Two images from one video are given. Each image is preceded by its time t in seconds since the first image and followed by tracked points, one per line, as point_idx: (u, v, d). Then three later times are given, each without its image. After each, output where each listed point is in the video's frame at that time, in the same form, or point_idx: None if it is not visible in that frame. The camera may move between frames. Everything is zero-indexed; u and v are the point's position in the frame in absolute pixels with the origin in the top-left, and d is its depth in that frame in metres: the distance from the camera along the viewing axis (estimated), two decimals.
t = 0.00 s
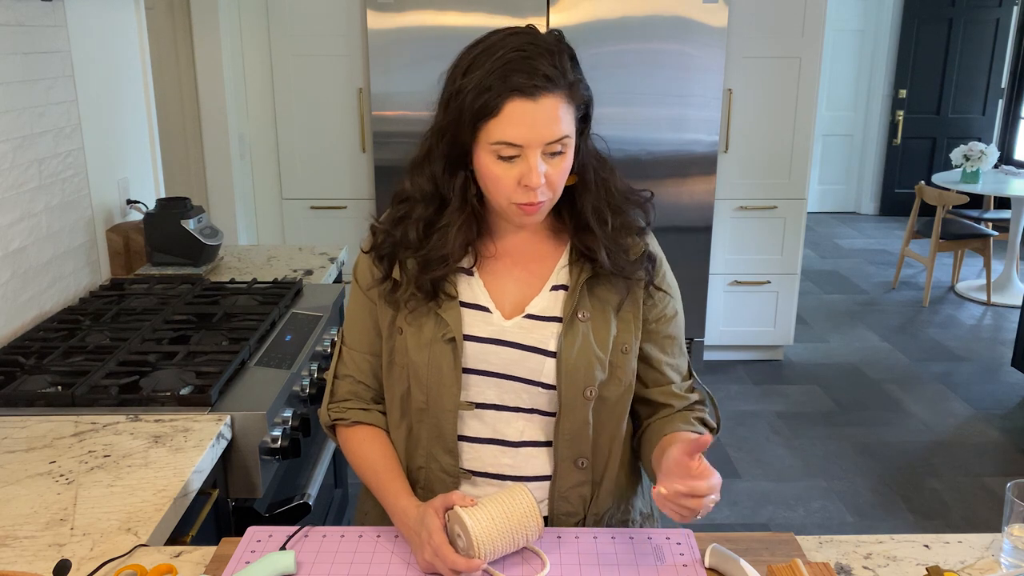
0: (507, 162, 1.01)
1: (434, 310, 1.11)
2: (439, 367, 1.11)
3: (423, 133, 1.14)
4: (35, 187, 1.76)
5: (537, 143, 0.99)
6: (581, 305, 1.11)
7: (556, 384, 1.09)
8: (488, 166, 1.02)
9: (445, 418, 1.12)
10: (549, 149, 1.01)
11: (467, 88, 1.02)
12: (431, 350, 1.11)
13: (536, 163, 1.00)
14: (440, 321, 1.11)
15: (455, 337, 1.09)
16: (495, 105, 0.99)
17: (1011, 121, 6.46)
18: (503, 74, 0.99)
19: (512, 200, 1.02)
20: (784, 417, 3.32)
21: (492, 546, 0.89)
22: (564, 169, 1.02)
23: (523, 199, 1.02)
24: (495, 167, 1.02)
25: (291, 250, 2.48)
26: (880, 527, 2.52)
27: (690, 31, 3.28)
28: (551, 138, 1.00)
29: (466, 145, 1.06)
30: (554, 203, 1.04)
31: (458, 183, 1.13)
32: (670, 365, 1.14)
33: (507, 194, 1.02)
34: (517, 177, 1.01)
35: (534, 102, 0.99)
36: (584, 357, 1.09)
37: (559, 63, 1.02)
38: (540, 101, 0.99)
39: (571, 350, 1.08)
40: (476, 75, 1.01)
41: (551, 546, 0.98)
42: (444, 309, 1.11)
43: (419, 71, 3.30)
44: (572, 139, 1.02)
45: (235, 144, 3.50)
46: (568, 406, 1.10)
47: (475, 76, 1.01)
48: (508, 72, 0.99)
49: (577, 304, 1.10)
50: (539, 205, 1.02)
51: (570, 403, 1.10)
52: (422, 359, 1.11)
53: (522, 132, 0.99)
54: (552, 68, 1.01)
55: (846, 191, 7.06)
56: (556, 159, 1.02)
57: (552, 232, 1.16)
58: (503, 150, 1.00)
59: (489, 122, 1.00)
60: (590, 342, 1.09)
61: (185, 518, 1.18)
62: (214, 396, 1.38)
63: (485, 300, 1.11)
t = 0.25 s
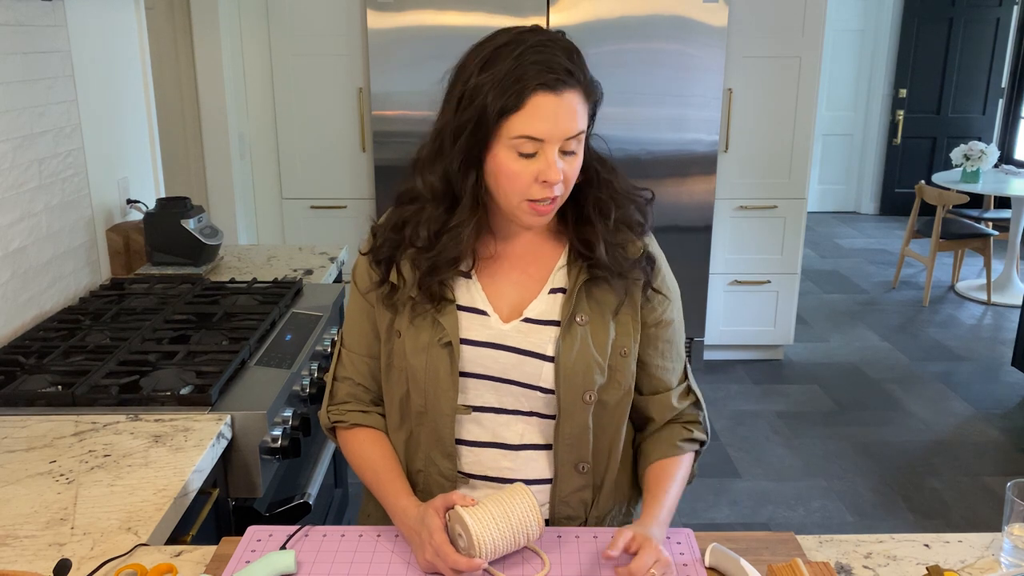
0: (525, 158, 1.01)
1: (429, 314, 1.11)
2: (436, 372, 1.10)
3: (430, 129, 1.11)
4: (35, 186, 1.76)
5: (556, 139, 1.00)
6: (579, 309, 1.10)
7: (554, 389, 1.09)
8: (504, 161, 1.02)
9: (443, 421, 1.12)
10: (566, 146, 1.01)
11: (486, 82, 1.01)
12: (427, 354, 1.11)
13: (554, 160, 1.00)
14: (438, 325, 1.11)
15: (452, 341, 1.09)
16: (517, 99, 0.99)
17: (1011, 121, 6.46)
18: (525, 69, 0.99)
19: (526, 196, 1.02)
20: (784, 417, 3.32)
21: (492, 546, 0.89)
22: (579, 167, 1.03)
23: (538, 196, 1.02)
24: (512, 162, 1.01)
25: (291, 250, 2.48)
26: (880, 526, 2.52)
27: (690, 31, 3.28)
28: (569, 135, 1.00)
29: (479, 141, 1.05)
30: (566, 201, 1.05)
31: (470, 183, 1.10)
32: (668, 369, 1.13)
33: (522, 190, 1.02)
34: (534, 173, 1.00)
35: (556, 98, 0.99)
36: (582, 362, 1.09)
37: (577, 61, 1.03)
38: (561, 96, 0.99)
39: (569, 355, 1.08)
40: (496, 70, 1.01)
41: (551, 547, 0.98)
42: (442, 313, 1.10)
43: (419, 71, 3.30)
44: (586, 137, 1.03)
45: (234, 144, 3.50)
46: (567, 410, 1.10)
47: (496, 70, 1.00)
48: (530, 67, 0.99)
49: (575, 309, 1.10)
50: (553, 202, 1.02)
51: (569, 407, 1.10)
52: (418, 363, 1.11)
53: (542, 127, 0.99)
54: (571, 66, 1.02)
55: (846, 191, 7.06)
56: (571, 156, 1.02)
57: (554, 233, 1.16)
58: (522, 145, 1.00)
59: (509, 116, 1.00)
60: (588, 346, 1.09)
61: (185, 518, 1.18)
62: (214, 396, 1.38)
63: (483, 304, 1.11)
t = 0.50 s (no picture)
0: (520, 152, 1.01)
1: (430, 316, 1.11)
2: (435, 374, 1.10)
3: (431, 122, 1.12)
4: (35, 187, 1.76)
5: (552, 135, 0.99)
6: (580, 310, 1.11)
7: (555, 390, 1.09)
8: (500, 156, 1.02)
9: (442, 424, 1.12)
10: (563, 142, 1.01)
11: (486, 75, 1.01)
12: (427, 357, 1.11)
13: (549, 156, 1.00)
14: (438, 327, 1.11)
15: (452, 343, 1.09)
16: (514, 93, 0.99)
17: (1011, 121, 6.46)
18: (524, 64, 0.99)
19: (520, 190, 1.02)
20: (784, 417, 3.32)
21: (492, 545, 0.89)
22: (576, 164, 1.02)
23: (533, 191, 1.02)
24: (507, 157, 1.01)
25: (291, 250, 2.48)
26: (880, 527, 2.52)
27: (690, 31, 3.28)
28: (566, 131, 1.00)
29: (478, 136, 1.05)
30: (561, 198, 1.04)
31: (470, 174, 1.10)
32: (670, 370, 1.13)
33: (516, 185, 1.02)
34: (529, 167, 1.00)
35: (553, 93, 0.99)
36: (582, 363, 1.09)
37: (578, 58, 1.03)
38: (559, 93, 0.99)
39: (570, 356, 1.09)
40: (496, 64, 1.01)
41: (551, 546, 0.98)
42: (442, 316, 1.11)
43: (419, 71, 3.30)
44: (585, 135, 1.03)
45: (234, 144, 3.50)
46: (567, 411, 1.10)
47: (495, 64, 1.01)
48: (530, 63, 0.99)
49: (575, 310, 1.10)
50: (548, 198, 1.02)
51: (570, 408, 1.10)
52: (417, 365, 1.11)
53: (539, 122, 0.99)
54: (572, 63, 1.01)
55: (846, 191, 7.06)
56: (568, 153, 1.02)
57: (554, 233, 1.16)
58: (517, 139, 1.00)
59: (506, 110, 1.00)
60: (589, 347, 1.09)
61: (185, 519, 1.18)
62: (214, 396, 1.38)
63: (483, 305, 1.11)
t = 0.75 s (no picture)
0: (522, 150, 1.01)
1: (429, 316, 1.11)
2: (435, 374, 1.10)
3: (433, 117, 1.11)
4: (35, 187, 1.76)
5: (555, 133, 1.00)
6: (579, 309, 1.11)
7: (554, 389, 1.10)
8: (502, 153, 1.02)
9: (442, 423, 1.12)
10: (565, 141, 1.01)
11: (490, 73, 1.01)
12: (427, 356, 1.11)
13: (551, 154, 1.00)
14: (437, 326, 1.11)
15: (452, 343, 1.09)
16: (519, 91, 0.99)
17: (1011, 121, 6.46)
18: (530, 62, 0.99)
19: (521, 188, 1.02)
20: (784, 417, 3.32)
21: (492, 546, 0.89)
22: (577, 163, 1.02)
23: (533, 188, 1.02)
24: (509, 154, 1.01)
25: (291, 250, 2.48)
26: (880, 527, 2.52)
27: (690, 31, 3.28)
28: (568, 130, 1.00)
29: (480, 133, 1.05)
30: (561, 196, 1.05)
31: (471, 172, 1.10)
32: (669, 369, 1.13)
33: (517, 183, 1.02)
34: (531, 165, 1.01)
35: (557, 92, 0.99)
36: (581, 362, 1.09)
37: (583, 58, 1.03)
38: (564, 92, 0.99)
39: (569, 354, 1.09)
40: (501, 61, 1.01)
41: (551, 546, 0.98)
42: (442, 315, 1.10)
43: (419, 72, 3.30)
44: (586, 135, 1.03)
45: (234, 143, 3.50)
46: (567, 410, 1.10)
47: (500, 61, 1.01)
48: (536, 62, 0.99)
49: (574, 308, 1.10)
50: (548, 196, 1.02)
51: (569, 407, 1.10)
52: (417, 365, 1.11)
53: (542, 120, 0.99)
54: (577, 63, 1.01)
55: (846, 191, 7.06)
56: (569, 152, 1.02)
57: (553, 231, 1.16)
58: (519, 137, 1.00)
59: (509, 108, 1.00)
60: (588, 346, 1.09)
61: (185, 519, 1.18)
62: (214, 396, 1.38)
63: (482, 305, 1.11)
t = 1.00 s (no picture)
0: (523, 150, 1.01)
1: (433, 314, 1.11)
2: (438, 371, 1.11)
3: (434, 117, 1.11)
4: (35, 187, 1.76)
5: (555, 132, 1.00)
6: (580, 307, 1.11)
7: (556, 386, 1.10)
8: (503, 153, 1.02)
9: (444, 421, 1.12)
10: (565, 140, 1.01)
11: (490, 74, 1.01)
12: (429, 354, 1.11)
13: (552, 153, 1.00)
14: (439, 323, 1.11)
15: (455, 340, 1.09)
16: (518, 91, 0.99)
17: (1011, 121, 6.46)
18: (529, 61, 0.99)
19: (523, 187, 1.02)
20: (784, 417, 3.32)
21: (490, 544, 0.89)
22: (578, 162, 1.02)
23: (535, 188, 1.02)
24: (510, 153, 1.01)
25: (291, 250, 2.48)
26: (880, 527, 2.53)
27: (690, 31, 3.28)
28: (568, 129, 1.00)
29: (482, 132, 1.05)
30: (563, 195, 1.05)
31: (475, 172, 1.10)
32: (668, 366, 1.14)
33: (518, 182, 1.02)
34: (531, 164, 1.01)
35: (557, 92, 0.99)
36: (583, 359, 1.09)
37: (582, 56, 1.02)
38: (563, 91, 0.99)
39: (571, 352, 1.09)
40: (501, 62, 1.01)
41: (552, 546, 0.98)
42: (444, 313, 1.10)
43: (419, 71, 3.30)
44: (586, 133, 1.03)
45: (234, 143, 3.51)
46: (568, 407, 1.10)
47: (499, 61, 1.01)
48: (534, 61, 0.99)
49: (576, 306, 1.10)
50: (549, 194, 1.02)
51: (571, 404, 1.10)
52: (419, 363, 1.11)
53: (542, 119, 0.99)
54: (576, 61, 1.01)
55: (846, 191, 7.06)
56: (570, 151, 1.02)
57: (554, 230, 1.17)
58: (520, 136, 1.00)
59: (509, 108, 1.00)
60: (589, 343, 1.09)
61: (185, 519, 1.18)
62: (214, 396, 1.38)
63: (484, 304, 1.11)
